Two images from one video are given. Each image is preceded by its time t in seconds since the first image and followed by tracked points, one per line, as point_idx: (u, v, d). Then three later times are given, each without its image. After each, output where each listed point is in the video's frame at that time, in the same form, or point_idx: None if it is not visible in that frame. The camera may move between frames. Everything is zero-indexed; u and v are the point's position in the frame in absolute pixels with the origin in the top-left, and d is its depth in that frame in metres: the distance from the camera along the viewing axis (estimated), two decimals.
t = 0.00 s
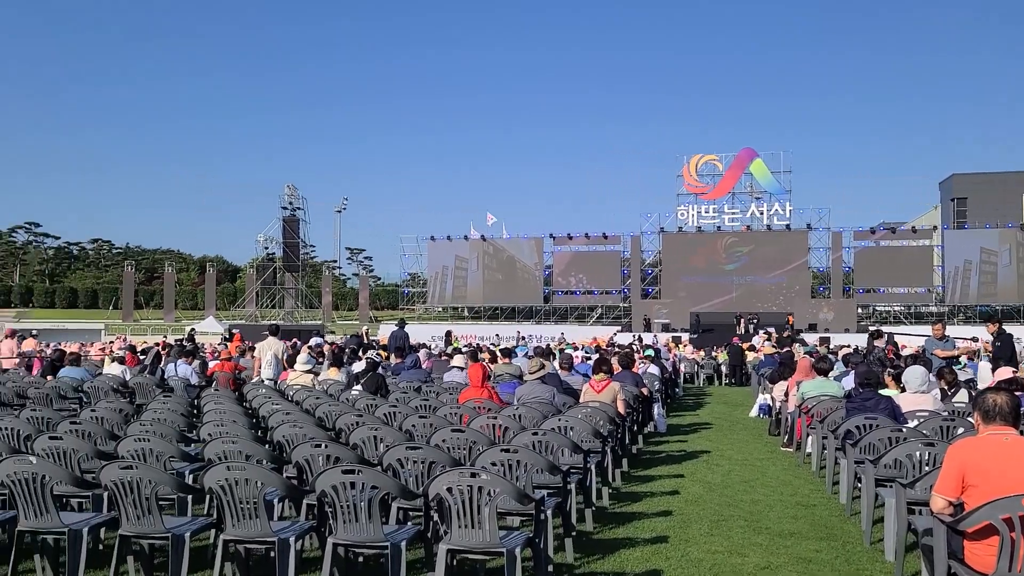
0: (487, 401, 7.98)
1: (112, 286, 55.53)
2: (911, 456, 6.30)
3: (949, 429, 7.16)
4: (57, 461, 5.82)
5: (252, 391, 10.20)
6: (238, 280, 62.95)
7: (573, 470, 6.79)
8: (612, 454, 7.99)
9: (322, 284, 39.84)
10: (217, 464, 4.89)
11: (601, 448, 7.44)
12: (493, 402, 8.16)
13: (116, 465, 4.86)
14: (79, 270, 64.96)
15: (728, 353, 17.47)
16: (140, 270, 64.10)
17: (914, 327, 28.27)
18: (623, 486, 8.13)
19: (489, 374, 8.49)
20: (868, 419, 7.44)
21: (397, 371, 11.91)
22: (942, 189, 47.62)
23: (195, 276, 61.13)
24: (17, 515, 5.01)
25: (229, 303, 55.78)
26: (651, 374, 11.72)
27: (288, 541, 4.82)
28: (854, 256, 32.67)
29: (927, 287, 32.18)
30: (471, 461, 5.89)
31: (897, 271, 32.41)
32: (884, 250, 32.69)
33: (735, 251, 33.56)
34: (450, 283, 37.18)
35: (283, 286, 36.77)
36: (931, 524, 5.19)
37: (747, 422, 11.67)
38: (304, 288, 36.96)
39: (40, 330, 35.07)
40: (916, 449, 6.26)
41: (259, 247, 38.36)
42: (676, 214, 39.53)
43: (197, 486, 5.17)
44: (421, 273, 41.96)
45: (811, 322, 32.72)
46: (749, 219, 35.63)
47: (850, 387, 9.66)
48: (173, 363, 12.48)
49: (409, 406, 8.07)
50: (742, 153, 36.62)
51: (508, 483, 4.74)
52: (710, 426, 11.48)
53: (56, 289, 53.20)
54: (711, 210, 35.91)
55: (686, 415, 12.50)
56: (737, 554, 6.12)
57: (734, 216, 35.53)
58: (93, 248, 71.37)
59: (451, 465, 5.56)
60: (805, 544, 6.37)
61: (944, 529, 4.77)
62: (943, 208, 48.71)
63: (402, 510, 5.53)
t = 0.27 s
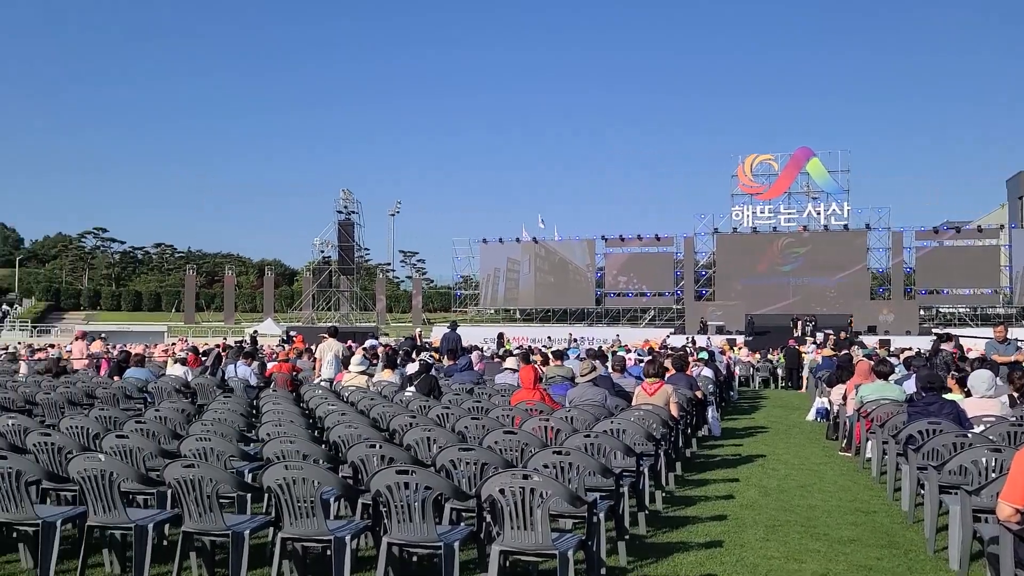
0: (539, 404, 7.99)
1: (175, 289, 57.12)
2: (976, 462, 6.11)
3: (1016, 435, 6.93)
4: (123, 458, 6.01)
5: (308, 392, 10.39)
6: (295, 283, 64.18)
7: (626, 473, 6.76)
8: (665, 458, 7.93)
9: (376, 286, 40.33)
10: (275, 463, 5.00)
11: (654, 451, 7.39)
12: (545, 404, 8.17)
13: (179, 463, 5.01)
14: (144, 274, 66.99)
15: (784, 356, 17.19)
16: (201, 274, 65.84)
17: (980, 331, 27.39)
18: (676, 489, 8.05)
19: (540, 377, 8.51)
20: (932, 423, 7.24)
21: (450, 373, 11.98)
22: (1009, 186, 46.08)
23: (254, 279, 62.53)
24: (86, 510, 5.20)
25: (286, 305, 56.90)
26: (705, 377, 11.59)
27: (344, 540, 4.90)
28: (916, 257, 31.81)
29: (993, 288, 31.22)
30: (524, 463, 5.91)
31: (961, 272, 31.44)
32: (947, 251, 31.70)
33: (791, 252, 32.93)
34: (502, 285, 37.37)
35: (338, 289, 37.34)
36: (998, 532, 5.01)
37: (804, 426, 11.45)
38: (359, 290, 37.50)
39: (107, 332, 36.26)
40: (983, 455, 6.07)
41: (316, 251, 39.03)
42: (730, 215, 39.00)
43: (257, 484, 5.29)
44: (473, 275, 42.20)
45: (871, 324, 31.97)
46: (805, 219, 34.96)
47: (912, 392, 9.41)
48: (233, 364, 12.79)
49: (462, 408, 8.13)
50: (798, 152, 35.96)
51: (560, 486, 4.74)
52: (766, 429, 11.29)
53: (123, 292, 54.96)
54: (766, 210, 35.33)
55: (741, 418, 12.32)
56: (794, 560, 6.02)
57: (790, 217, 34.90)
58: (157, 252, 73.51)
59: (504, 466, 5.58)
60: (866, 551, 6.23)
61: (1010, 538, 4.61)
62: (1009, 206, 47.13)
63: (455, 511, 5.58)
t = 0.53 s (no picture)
0: (592, 407, 7.97)
1: (234, 292, 58.52)
2: None
3: None
4: (185, 458, 6.17)
5: (362, 394, 10.55)
6: (349, 287, 65.17)
7: (679, 477, 6.70)
8: (719, 461, 7.84)
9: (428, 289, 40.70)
10: (331, 464, 5.09)
11: (708, 455, 7.31)
12: (597, 407, 8.14)
13: (238, 463, 5.13)
14: (204, 278, 68.77)
15: (841, 359, 16.86)
16: (259, 278, 67.32)
17: None
18: (731, 494, 7.95)
19: (593, 380, 8.48)
20: (998, 429, 7.01)
21: (502, 375, 12.04)
22: None
23: (310, 283, 63.68)
24: (150, 508, 5.36)
25: (341, 309, 57.80)
26: (760, 380, 11.42)
27: (399, 540, 4.97)
28: (981, 257, 30.83)
29: None
30: (576, 466, 5.91)
31: None
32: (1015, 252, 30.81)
33: (848, 253, 32.24)
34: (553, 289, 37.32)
35: (391, 292, 37.78)
36: None
37: (863, 431, 11.19)
38: (412, 293, 37.90)
39: (169, 334, 37.32)
40: None
41: (369, 254, 39.55)
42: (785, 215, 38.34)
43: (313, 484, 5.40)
44: (524, 278, 42.29)
45: (933, 326, 31.11)
46: (863, 220, 34.17)
47: (977, 395, 9.13)
48: (290, 366, 13.05)
49: (514, 410, 8.16)
50: (855, 151, 35.18)
51: (612, 489, 4.73)
52: (824, 434, 11.05)
53: (184, 296, 56.50)
54: (822, 210, 34.62)
55: (798, 422, 12.09)
56: (854, 567, 5.89)
57: (847, 217, 34.14)
58: (217, 257, 75.39)
59: (556, 468, 5.59)
60: (929, 560, 6.06)
61: None
62: None
63: (508, 513, 5.60)
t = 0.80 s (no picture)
0: (647, 410, 7.92)
1: (293, 296, 59.71)
2: None
3: None
4: (247, 458, 6.33)
5: (417, 396, 10.67)
6: (404, 290, 65.96)
7: (736, 481, 6.62)
8: (778, 466, 7.72)
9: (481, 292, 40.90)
10: (388, 465, 5.16)
11: (766, 459, 7.20)
12: (652, 411, 8.09)
13: (298, 464, 5.24)
14: (264, 283, 70.31)
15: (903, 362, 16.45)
16: (317, 282, 68.59)
17: None
18: (789, 499, 7.82)
19: (648, 383, 8.43)
20: None
21: (556, 378, 12.04)
22: None
23: (365, 286, 64.63)
24: (215, 507, 5.50)
25: (396, 312, 58.52)
26: (819, 383, 11.20)
27: (455, 541, 5.01)
28: None
29: None
30: (631, 469, 5.88)
31: None
32: None
33: (910, 253, 31.35)
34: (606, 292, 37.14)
35: (445, 295, 38.07)
36: None
37: (928, 436, 10.89)
38: (466, 296, 38.15)
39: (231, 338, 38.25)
40: None
41: (423, 258, 39.93)
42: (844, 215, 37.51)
43: (371, 485, 5.48)
44: (577, 280, 42.23)
45: (1002, 327, 30.12)
46: (927, 219, 33.22)
47: None
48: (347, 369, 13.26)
49: (568, 414, 8.16)
50: (918, 148, 34.22)
51: (668, 493, 4.69)
52: (887, 439, 10.78)
53: (245, 300, 57.85)
54: (883, 210, 33.75)
55: (859, 427, 11.83)
56: None
57: (909, 216, 33.22)
58: (275, 262, 77.03)
59: (610, 472, 5.57)
60: (998, 569, 5.86)
61: None
62: None
63: (563, 516, 5.60)
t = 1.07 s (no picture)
0: (710, 415, 7.81)
1: (356, 301, 60.73)
2: None
3: None
4: (314, 460, 6.48)
5: (479, 400, 10.74)
6: (465, 294, 66.46)
7: (803, 488, 6.49)
8: (846, 472, 7.53)
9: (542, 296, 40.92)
10: (451, 468, 5.22)
11: (834, 465, 7.04)
12: (716, 415, 7.97)
13: (364, 466, 5.34)
14: (329, 287, 71.64)
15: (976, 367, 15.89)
16: (379, 286, 69.62)
17: None
18: (859, 506, 7.62)
19: (711, 387, 8.32)
20: None
21: (617, 382, 11.98)
22: None
23: (427, 291, 65.34)
24: (284, 507, 5.64)
25: (457, 315, 58.99)
26: (890, 388, 10.88)
27: (517, 544, 5.03)
28: None
29: None
30: (695, 474, 5.82)
31: None
32: None
33: (986, 253, 30.24)
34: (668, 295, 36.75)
35: (505, 299, 38.20)
36: None
37: (1006, 443, 10.47)
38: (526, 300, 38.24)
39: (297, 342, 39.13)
40: None
41: (483, 262, 40.17)
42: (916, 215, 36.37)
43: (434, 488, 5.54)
44: (638, 284, 41.92)
45: None
46: (1004, 217, 31.96)
47: None
48: (409, 373, 13.42)
49: (630, 418, 8.11)
50: (995, 145, 32.97)
51: (732, 499, 4.63)
52: (963, 446, 10.41)
53: (310, 305, 59.06)
54: (958, 209, 32.60)
55: (932, 433, 11.43)
56: None
57: (985, 215, 32.02)
58: (340, 267, 78.47)
59: (674, 477, 5.52)
60: None
61: None
62: None
63: (626, 521, 5.58)
